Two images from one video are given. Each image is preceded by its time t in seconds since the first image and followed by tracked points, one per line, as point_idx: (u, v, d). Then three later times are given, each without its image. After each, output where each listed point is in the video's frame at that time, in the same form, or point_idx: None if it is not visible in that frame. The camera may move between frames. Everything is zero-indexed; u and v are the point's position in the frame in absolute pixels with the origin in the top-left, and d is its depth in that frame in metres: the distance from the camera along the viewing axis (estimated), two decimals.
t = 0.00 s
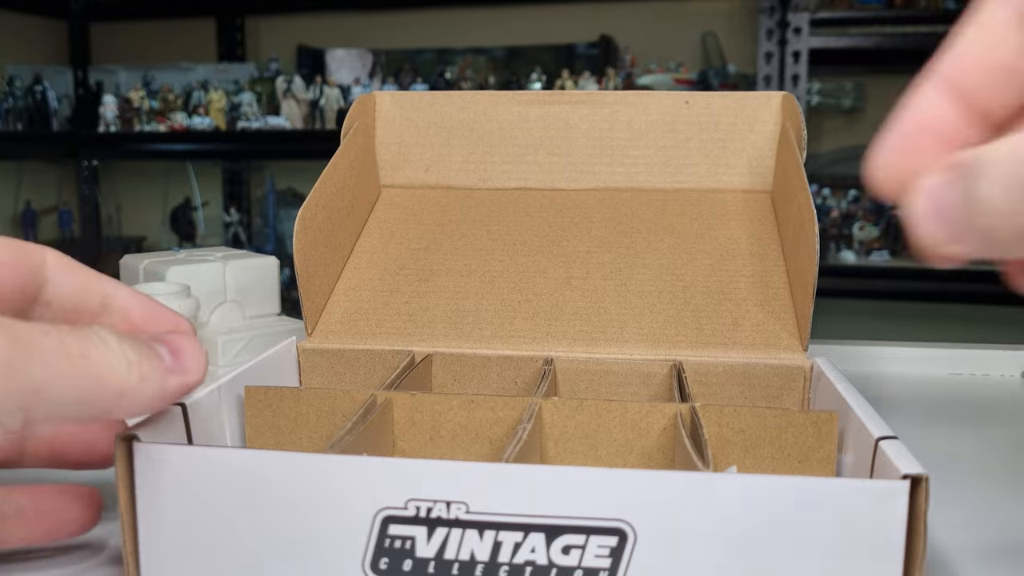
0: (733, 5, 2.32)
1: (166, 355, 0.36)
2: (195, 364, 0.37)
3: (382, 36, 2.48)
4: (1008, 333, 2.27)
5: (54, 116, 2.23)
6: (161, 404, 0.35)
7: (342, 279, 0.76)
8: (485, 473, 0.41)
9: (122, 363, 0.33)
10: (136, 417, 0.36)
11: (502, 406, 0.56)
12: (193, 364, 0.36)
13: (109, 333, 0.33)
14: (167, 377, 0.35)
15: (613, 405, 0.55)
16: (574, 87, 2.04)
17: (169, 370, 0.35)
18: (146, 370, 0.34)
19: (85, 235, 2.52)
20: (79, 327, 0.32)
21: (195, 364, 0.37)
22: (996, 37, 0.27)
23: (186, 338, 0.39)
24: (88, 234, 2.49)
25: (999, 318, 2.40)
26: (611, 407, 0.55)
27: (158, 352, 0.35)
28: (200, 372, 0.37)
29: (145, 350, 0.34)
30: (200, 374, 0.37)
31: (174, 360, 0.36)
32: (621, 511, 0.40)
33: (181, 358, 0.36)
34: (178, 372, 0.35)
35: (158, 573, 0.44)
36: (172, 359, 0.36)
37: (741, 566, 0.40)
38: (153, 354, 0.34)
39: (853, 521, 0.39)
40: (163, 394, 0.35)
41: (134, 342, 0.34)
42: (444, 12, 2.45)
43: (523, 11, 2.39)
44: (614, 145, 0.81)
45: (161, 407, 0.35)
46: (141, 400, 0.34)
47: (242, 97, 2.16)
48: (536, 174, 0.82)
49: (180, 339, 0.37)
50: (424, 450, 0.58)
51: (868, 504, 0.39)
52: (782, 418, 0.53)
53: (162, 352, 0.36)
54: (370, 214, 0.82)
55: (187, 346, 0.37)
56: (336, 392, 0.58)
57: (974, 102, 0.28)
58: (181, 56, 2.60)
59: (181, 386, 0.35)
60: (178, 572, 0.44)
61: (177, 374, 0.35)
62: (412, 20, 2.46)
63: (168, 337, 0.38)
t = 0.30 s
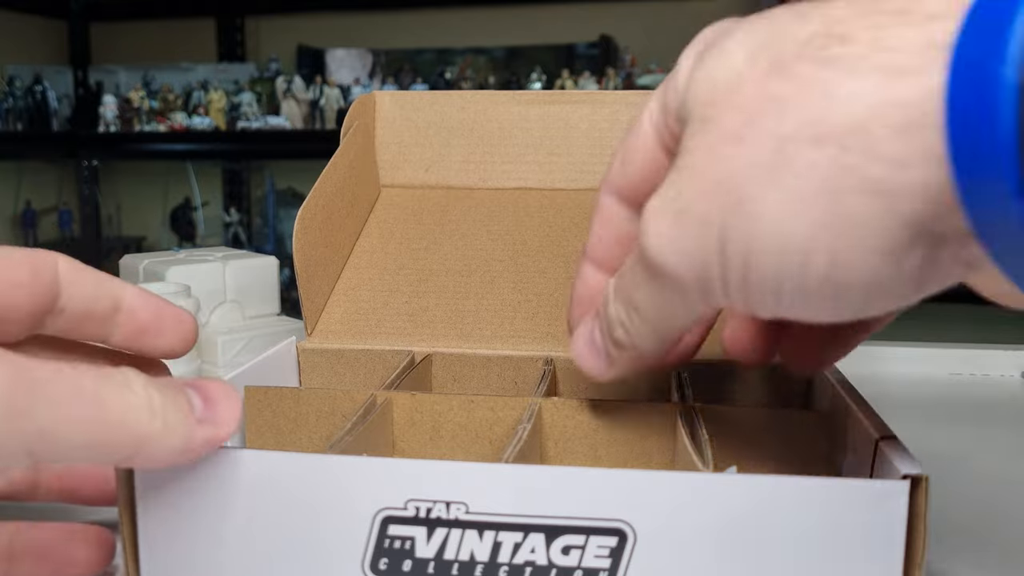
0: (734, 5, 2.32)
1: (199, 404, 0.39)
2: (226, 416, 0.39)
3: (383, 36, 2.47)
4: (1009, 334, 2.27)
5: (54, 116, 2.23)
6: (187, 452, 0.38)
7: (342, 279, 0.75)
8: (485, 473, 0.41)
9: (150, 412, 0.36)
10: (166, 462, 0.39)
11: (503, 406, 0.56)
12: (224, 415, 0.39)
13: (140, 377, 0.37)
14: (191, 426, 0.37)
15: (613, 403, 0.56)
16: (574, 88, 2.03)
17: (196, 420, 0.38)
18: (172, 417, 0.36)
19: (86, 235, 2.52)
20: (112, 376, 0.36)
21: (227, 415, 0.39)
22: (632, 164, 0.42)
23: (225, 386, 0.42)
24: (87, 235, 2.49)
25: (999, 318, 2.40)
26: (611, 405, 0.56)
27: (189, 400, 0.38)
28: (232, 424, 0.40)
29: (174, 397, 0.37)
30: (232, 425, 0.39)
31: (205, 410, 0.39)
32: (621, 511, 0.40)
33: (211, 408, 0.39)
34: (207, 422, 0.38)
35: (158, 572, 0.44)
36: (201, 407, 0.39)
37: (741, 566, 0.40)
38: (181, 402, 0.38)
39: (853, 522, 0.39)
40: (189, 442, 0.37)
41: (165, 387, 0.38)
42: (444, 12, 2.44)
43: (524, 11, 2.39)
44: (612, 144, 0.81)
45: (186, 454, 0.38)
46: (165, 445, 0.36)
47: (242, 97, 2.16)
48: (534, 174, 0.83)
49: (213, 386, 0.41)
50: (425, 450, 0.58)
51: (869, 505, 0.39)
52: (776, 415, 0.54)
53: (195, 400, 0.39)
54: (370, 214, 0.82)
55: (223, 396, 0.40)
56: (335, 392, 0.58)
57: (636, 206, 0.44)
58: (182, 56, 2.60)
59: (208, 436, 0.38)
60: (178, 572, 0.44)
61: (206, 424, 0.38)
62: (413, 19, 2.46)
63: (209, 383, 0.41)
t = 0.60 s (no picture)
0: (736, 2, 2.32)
1: (187, 457, 0.38)
2: (218, 474, 0.40)
3: (382, 34, 2.47)
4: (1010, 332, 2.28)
5: (51, 113, 2.20)
6: (169, 509, 0.38)
7: (333, 276, 0.76)
8: (488, 468, 0.41)
9: (136, 469, 0.35)
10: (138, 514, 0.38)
11: (501, 403, 0.56)
12: (214, 474, 0.40)
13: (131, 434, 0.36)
14: (178, 486, 0.37)
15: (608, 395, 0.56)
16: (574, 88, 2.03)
17: (185, 479, 0.38)
18: (159, 480, 0.36)
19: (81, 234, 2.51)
20: (102, 424, 0.35)
21: (217, 472, 0.40)
22: (593, 217, 0.53)
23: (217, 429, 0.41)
24: (83, 234, 2.48)
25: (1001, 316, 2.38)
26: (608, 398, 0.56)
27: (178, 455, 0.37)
28: (223, 480, 0.40)
29: (164, 454, 0.37)
30: (221, 482, 0.40)
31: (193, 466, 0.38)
32: (624, 504, 0.40)
33: (202, 464, 0.39)
34: (193, 480, 0.38)
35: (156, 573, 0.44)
36: (192, 463, 0.38)
37: (743, 559, 0.40)
38: (170, 461, 0.37)
39: (853, 513, 0.39)
40: (174, 501, 0.37)
41: (158, 445, 0.36)
42: (444, 8, 2.42)
43: (526, 8, 2.37)
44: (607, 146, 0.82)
45: (165, 510, 0.38)
46: (147, 506, 0.36)
47: (241, 96, 2.16)
48: (525, 175, 0.84)
49: (206, 436, 0.40)
50: (423, 448, 0.58)
51: (868, 496, 0.39)
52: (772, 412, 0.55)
53: (185, 452, 0.38)
54: (360, 213, 0.82)
55: (216, 449, 0.40)
56: (331, 390, 0.58)
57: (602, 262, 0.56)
58: (180, 54, 2.59)
59: (195, 494, 0.38)
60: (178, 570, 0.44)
61: (194, 484, 0.38)
62: (414, 17, 2.44)
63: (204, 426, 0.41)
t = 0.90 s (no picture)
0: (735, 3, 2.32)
1: (160, 473, 0.39)
2: (187, 484, 0.40)
3: (382, 35, 2.47)
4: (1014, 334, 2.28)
5: (51, 113, 2.20)
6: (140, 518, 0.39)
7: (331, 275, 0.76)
8: (493, 466, 0.41)
9: (103, 491, 0.36)
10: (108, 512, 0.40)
11: (503, 401, 0.56)
12: (184, 482, 0.40)
13: (103, 459, 0.36)
14: (148, 503, 0.38)
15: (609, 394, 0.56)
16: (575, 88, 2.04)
17: (155, 494, 0.39)
18: (130, 500, 0.37)
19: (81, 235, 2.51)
20: (68, 447, 0.35)
21: (188, 483, 0.40)
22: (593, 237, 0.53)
23: (188, 434, 0.41)
24: (83, 234, 2.48)
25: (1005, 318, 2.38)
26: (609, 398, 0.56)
27: (152, 477, 0.38)
28: (192, 489, 0.41)
29: (136, 477, 0.37)
30: (191, 491, 0.41)
31: (165, 482, 0.39)
32: (628, 502, 0.40)
33: (173, 476, 0.39)
34: (163, 492, 0.39)
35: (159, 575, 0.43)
36: (163, 476, 0.39)
37: (746, 555, 0.40)
38: (142, 482, 0.38)
39: (855, 510, 0.40)
40: (146, 514, 0.39)
41: (131, 467, 0.37)
42: (444, 9, 2.42)
43: (525, 9, 2.38)
44: (605, 147, 0.82)
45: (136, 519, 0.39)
46: (118, 523, 0.38)
47: (241, 96, 2.17)
48: (524, 174, 0.84)
49: (178, 446, 0.40)
50: (424, 446, 0.58)
51: (869, 492, 0.39)
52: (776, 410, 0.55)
53: (155, 462, 0.38)
54: (358, 213, 0.82)
55: (184, 459, 0.40)
56: (334, 390, 0.58)
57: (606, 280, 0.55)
58: (179, 54, 2.59)
59: (165, 504, 0.39)
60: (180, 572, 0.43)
61: (165, 496, 0.39)
62: (414, 17, 2.44)
63: (174, 432, 0.41)
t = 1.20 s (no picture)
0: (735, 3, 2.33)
1: (160, 494, 0.40)
2: (186, 503, 0.42)
3: (382, 35, 2.47)
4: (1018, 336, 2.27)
5: (51, 113, 2.20)
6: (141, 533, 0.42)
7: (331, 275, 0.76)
8: (495, 465, 0.41)
9: (106, 515, 0.38)
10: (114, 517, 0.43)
11: (503, 395, 0.57)
12: (183, 502, 0.41)
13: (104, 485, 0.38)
14: (146, 522, 0.41)
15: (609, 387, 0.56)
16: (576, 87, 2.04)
17: (153, 515, 0.41)
18: (127, 523, 0.39)
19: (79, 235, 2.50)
20: (76, 472, 0.37)
21: (186, 502, 0.42)
22: (598, 246, 0.55)
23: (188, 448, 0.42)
24: (82, 234, 2.47)
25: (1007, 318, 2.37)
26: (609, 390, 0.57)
27: (150, 498, 0.40)
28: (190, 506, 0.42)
29: (135, 500, 0.39)
30: (189, 508, 0.42)
31: (166, 501, 0.41)
32: (630, 501, 0.41)
33: (172, 496, 0.41)
34: (160, 512, 0.41)
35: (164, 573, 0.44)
36: (162, 496, 0.40)
37: (747, 552, 0.41)
38: (140, 504, 0.40)
39: (856, 507, 0.40)
40: (145, 531, 0.41)
41: (128, 491, 0.39)
42: (444, 9, 2.42)
43: (526, 9, 2.38)
44: (605, 148, 0.83)
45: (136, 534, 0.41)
46: (120, 541, 0.40)
47: (241, 96, 2.17)
48: (524, 175, 0.84)
49: (177, 462, 0.41)
50: (425, 441, 0.59)
51: (870, 490, 0.39)
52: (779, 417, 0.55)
53: (156, 483, 0.40)
54: (359, 213, 0.82)
55: (188, 478, 0.41)
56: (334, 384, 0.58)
57: (609, 288, 0.57)
58: (179, 54, 2.59)
59: (163, 522, 0.42)
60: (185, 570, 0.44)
61: (162, 515, 0.41)
62: (414, 18, 2.44)
63: (175, 448, 0.42)
